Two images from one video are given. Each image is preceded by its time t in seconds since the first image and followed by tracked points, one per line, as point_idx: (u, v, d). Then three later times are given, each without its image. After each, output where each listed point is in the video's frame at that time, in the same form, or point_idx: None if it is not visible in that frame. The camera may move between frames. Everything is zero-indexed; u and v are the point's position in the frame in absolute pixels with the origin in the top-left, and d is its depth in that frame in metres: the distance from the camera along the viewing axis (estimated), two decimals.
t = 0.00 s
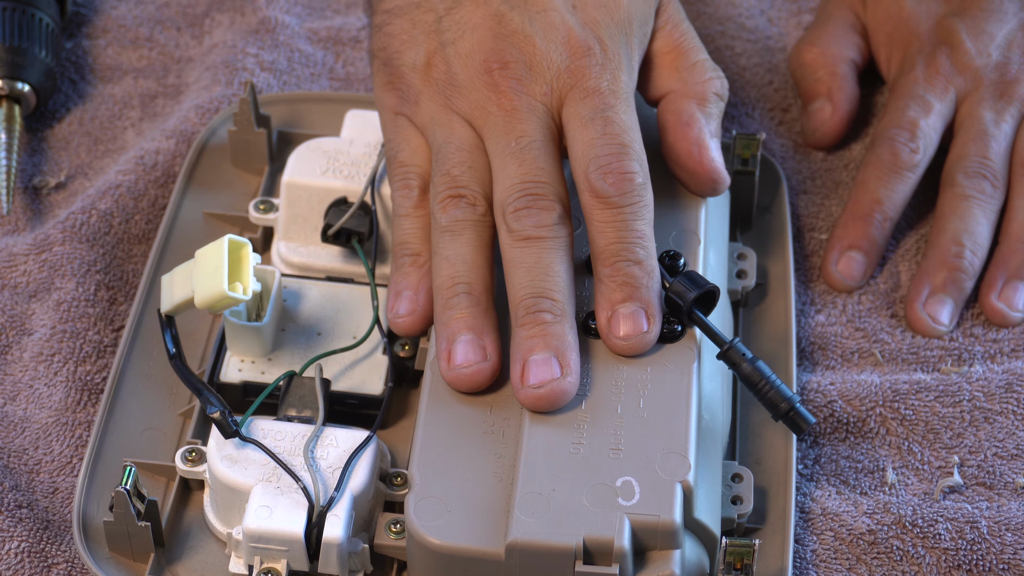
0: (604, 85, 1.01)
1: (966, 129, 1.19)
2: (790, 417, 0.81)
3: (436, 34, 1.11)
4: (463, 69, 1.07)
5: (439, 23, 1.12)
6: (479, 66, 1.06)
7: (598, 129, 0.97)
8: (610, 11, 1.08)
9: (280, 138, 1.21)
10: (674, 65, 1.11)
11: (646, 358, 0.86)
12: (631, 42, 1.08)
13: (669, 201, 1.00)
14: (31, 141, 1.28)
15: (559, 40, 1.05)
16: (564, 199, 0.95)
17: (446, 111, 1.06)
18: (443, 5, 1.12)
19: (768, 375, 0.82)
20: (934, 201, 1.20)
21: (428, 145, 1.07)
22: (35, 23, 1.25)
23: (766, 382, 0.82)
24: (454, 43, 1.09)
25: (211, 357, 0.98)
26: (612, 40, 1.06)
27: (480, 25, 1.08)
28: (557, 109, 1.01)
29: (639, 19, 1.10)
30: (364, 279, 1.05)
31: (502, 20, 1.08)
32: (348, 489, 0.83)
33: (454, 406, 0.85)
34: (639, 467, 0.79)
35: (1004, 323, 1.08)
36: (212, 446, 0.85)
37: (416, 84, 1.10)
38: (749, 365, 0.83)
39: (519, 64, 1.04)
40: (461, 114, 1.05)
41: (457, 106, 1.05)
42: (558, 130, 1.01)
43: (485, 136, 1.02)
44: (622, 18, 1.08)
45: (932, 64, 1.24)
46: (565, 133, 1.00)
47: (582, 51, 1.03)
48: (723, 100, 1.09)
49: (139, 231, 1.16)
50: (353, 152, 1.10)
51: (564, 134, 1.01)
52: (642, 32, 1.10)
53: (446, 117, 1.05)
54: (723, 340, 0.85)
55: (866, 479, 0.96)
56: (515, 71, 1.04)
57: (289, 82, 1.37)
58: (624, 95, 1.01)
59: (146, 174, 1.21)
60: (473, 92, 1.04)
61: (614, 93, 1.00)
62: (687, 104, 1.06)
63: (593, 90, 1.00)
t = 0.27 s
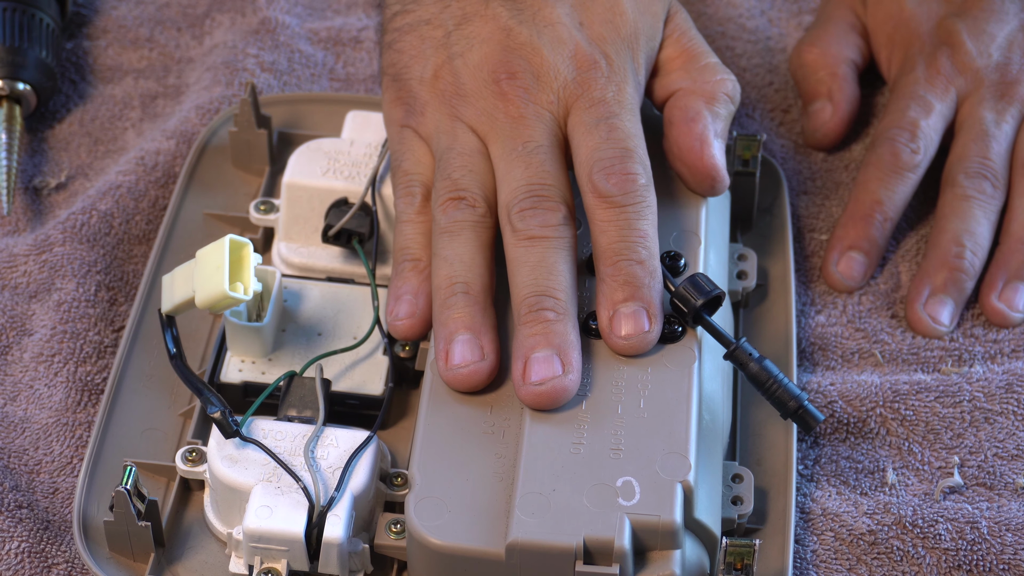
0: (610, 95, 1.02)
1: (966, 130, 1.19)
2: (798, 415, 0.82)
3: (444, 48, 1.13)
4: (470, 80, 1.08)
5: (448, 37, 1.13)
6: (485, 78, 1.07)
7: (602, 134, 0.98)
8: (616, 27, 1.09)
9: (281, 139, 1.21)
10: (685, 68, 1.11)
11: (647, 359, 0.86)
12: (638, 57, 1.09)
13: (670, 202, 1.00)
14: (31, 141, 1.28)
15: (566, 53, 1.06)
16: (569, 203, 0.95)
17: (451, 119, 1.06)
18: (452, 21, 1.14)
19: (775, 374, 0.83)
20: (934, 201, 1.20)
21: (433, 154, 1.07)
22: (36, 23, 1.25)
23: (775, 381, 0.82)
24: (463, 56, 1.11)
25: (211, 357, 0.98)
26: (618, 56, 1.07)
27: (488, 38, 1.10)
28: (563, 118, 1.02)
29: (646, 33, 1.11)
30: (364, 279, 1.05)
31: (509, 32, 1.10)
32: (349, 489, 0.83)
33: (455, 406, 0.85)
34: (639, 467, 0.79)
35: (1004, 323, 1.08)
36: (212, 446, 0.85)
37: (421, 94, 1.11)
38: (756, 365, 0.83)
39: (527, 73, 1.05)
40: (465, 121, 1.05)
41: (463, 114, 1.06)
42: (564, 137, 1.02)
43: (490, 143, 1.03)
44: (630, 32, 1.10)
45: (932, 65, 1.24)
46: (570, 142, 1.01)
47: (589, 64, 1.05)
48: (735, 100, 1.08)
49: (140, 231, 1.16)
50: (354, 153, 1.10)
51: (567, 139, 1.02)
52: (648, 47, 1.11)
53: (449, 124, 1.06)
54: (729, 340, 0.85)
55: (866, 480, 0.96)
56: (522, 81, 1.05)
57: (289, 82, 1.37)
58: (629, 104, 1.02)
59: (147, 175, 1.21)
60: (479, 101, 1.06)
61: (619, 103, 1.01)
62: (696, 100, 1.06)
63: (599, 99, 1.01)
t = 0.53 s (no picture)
0: (608, 96, 1.02)
1: (966, 129, 1.19)
2: (797, 415, 0.82)
3: (444, 50, 1.13)
4: (469, 80, 1.08)
5: (447, 39, 1.13)
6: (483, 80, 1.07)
7: (600, 134, 0.98)
8: (614, 28, 1.10)
9: (280, 138, 1.21)
10: (687, 69, 1.11)
11: (647, 358, 0.86)
12: (636, 58, 1.09)
13: (670, 202, 0.99)
14: (31, 141, 1.28)
15: (565, 55, 1.06)
16: (568, 202, 0.95)
17: (449, 119, 1.06)
18: (452, 23, 1.14)
19: (775, 374, 0.83)
20: (933, 201, 1.20)
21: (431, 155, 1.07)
22: (36, 23, 1.25)
23: (774, 381, 0.82)
24: (462, 58, 1.11)
25: (211, 357, 0.98)
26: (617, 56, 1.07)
27: (487, 40, 1.10)
28: (562, 118, 1.02)
29: (644, 35, 1.11)
30: (364, 279, 1.05)
31: (507, 35, 1.10)
32: (348, 489, 0.83)
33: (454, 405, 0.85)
34: (639, 467, 0.79)
35: (1004, 323, 1.08)
36: (212, 446, 0.85)
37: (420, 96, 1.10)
38: (756, 365, 0.83)
39: (525, 73, 1.06)
40: (463, 121, 1.05)
41: (461, 114, 1.06)
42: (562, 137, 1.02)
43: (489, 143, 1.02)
44: (628, 34, 1.10)
45: (932, 65, 1.24)
46: (569, 143, 1.01)
47: (587, 65, 1.05)
48: (738, 102, 1.08)
49: (139, 231, 1.16)
50: (353, 152, 1.10)
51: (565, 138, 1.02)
52: (647, 48, 1.11)
53: (448, 125, 1.06)
54: (729, 340, 0.85)
55: (866, 480, 0.96)
56: (520, 81, 1.05)
57: (289, 82, 1.37)
58: (628, 105, 1.02)
59: (147, 175, 1.21)
60: (479, 101, 1.06)
61: (618, 104, 1.01)
62: (698, 100, 1.05)
63: (597, 100, 1.01)
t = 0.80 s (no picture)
0: (608, 95, 1.02)
1: (965, 129, 1.19)
2: (796, 415, 0.82)
3: (444, 50, 1.13)
4: (469, 80, 1.08)
5: (448, 39, 1.13)
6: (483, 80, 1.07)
7: (600, 133, 0.98)
8: (615, 29, 1.09)
9: (280, 138, 1.21)
10: (690, 68, 1.11)
11: (646, 358, 0.86)
12: (637, 58, 1.08)
13: (670, 201, 0.99)
14: (31, 141, 1.28)
15: (565, 54, 1.06)
16: (568, 202, 0.95)
17: (449, 119, 1.06)
18: (452, 24, 1.14)
19: (774, 374, 0.83)
20: (933, 201, 1.20)
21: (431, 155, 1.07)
22: (36, 23, 1.25)
23: (773, 381, 0.82)
24: (462, 57, 1.11)
25: (211, 357, 0.98)
26: (617, 56, 1.07)
27: (487, 40, 1.10)
28: (562, 118, 1.02)
29: (646, 35, 1.11)
30: (364, 279, 1.05)
31: (507, 35, 1.10)
32: (348, 489, 0.83)
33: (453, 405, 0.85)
34: (639, 466, 0.79)
35: (1004, 323, 1.08)
36: (212, 446, 0.85)
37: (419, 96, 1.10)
38: (755, 365, 0.83)
39: (525, 73, 1.06)
40: (462, 120, 1.05)
41: (461, 114, 1.06)
42: (562, 137, 1.02)
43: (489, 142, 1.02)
44: (628, 34, 1.09)
45: (932, 64, 1.24)
46: (569, 142, 1.01)
47: (587, 64, 1.05)
48: (741, 102, 1.08)
49: (139, 231, 1.16)
50: (353, 152, 1.10)
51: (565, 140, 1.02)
52: (648, 49, 1.11)
53: (447, 125, 1.06)
54: (729, 340, 0.85)
55: (866, 479, 0.96)
56: (520, 80, 1.05)
57: (289, 82, 1.37)
58: (628, 104, 1.02)
59: (147, 175, 1.21)
60: (478, 100, 1.06)
61: (618, 103, 1.01)
62: (700, 100, 1.05)
63: (597, 99, 1.01)
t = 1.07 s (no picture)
0: (607, 95, 1.02)
1: (966, 129, 1.19)
2: (796, 415, 0.82)
3: (444, 51, 1.13)
4: (469, 80, 1.08)
5: (448, 41, 1.14)
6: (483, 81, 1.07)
7: (600, 133, 0.98)
8: (615, 29, 1.09)
9: (280, 138, 1.21)
10: (694, 69, 1.11)
11: (646, 358, 0.86)
12: (638, 59, 1.08)
13: (671, 201, 0.99)
14: (31, 141, 1.28)
15: (565, 54, 1.06)
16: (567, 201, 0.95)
17: (449, 119, 1.06)
18: (453, 26, 1.15)
19: (774, 375, 0.83)
20: (933, 201, 1.20)
21: (430, 157, 1.06)
22: (35, 23, 1.25)
23: (773, 381, 0.82)
24: (462, 58, 1.11)
25: (211, 357, 0.98)
26: (617, 56, 1.07)
27: (487, 42, 1.11)
28: (561, 117, 1.02)
29: (646, 37, 1.11)
30: (364, 279, 1.05)
31: (507, 36, 1.10)
32: (348, 489, 0.83)
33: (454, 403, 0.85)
34: (639, 466, 0.79)
35: (1004, 323, 1.08)
36: (212, 446, 0.85)
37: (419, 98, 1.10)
38: (755, 365, 0.83)
39: (524, 72, 1.06)
40: (462, 121, 1.05)
41: (460, 114, 1.06)
42: (562, 137, 1.02)
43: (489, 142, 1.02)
44: (629, 35, 1.09)
45: (932, 64, 1.24)
46: (569, 142, 1.01)
47: (587, 64, 1.05)
48: (744, 103, 1.08)
49: (139, 231, 1.16)
50: (353, 152, 1.10)
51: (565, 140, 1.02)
52: (648, 49, 1.10)
53: (447, 125, 1.06)
54: (728, 340, 0.85)
55: (866, 480, 0.96)
56: (519, 79, 1.05)
57: (289, 82, 1.37)
58: (628, 104, 1.02)
59: (147, 175, 1.21)
60: (478, 100, 1.06)
61: (618, 103, 1.01)
62: (702, 100, 1.05)
63: (597, 99, 1.01)
